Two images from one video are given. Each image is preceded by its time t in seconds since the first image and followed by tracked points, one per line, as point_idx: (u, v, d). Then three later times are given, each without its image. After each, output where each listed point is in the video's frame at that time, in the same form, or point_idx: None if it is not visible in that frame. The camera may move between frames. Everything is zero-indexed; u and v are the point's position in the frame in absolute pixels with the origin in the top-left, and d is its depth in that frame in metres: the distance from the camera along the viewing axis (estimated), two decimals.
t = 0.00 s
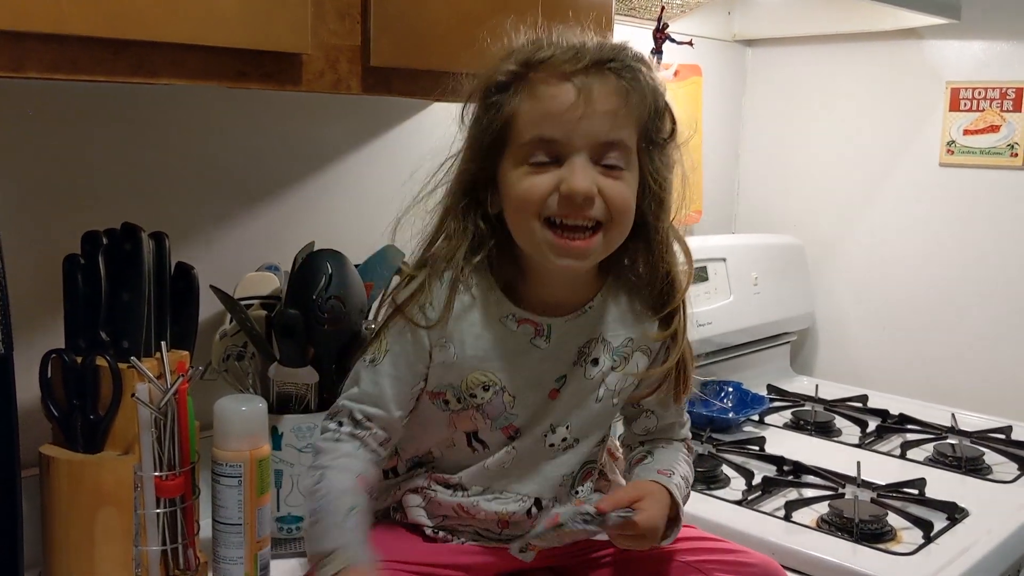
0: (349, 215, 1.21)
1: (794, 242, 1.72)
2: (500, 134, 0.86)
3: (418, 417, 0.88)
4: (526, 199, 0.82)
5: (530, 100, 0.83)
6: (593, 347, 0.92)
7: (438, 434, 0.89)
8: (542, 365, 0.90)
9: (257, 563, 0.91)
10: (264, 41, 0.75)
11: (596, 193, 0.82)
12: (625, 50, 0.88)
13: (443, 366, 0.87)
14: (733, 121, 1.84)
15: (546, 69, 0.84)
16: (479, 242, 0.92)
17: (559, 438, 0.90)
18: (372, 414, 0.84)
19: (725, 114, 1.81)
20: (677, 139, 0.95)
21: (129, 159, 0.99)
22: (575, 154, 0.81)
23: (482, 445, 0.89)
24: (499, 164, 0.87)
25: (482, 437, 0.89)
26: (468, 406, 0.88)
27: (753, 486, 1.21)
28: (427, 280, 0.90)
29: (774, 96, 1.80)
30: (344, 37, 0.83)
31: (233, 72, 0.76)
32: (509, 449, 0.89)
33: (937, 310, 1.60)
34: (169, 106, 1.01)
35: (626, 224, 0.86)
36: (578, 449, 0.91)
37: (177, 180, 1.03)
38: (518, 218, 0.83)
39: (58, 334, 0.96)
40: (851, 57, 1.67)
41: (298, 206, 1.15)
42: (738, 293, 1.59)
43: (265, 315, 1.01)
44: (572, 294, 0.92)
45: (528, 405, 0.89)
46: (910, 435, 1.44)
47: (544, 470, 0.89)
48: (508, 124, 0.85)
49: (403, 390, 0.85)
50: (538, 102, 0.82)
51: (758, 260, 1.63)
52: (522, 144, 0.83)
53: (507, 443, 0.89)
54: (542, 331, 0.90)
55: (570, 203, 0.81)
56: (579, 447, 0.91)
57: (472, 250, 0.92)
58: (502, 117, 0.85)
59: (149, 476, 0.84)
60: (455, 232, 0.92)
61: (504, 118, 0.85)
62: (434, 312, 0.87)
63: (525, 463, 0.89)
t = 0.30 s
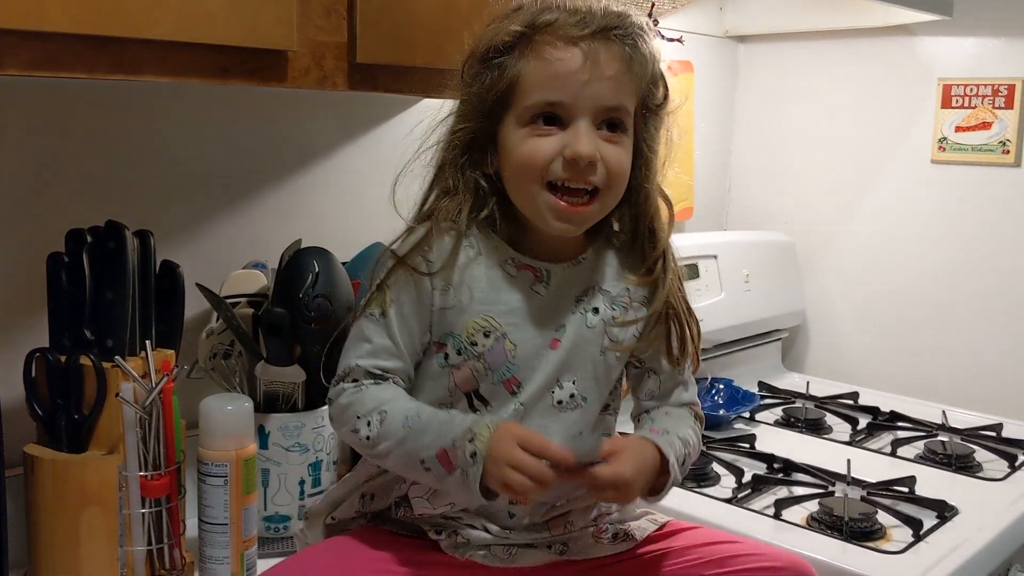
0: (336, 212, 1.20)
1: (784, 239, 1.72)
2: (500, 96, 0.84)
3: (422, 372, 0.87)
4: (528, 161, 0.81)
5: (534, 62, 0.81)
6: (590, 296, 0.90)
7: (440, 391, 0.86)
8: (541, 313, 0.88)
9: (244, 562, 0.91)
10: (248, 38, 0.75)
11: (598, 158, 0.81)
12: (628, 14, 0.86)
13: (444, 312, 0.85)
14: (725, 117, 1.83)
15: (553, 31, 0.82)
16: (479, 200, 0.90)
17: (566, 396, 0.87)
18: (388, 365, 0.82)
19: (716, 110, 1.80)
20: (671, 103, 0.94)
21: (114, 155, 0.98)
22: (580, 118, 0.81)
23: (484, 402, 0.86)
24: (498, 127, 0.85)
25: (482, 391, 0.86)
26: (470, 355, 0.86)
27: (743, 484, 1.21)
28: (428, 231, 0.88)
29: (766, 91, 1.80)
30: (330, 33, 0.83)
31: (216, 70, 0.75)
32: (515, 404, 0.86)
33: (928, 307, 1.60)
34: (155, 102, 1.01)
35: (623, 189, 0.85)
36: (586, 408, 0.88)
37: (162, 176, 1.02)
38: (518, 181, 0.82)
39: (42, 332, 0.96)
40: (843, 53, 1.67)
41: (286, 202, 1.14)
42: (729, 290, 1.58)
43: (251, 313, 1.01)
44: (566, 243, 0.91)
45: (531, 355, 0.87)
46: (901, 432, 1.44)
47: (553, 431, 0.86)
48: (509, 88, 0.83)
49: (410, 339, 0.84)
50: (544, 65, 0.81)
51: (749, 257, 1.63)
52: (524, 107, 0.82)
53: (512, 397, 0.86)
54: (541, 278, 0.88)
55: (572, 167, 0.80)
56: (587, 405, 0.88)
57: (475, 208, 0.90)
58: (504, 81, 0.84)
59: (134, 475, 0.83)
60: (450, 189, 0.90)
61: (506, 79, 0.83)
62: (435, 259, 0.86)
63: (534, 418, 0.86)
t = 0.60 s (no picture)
0: (332, 214, 1.20)
1: (782, 240, 1.72)
2: (495, 100, 0.85)
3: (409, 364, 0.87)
4: (519, 163, 0.82)
5: (523, 69, 0.83)
6: (568, 288, 0.92)
7: (427, 381, 0.87)
8: (522, 302, 0.89)
9: (239, 564, 0.91)
10: (242, 41, 0.75)
11: (585, 162, 0.82)
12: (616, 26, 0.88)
13: (428, 304, 0.87)
14: (722, 118, 1.83)
15: (545, 41, 0.83)
16: (467, 195, 0.91)
17: (547, 383, 0.89)
18: (377, 358, 0.84)
19: (713, 112, 1.80)
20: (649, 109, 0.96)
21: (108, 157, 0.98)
22: (569, 125, 0.82)
23: (467, 390, 0.87)
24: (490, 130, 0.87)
25: (465, 378, 0.87)
26: (453, 342, 0.86)
27: (740, 486, 1.20)
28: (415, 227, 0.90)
29: (764, 94, 1.80)
30: (325, 35, 0.83)
31: (211, 72, 0.75)
32: (497, 391, 0.87)
33: (926, 308, 1.60)
34: (150, 104, 1.00)
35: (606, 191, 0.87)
36: (566, 397, 0.90)
37: (157, 178, 1.02)
38: (508, 180, 0.84)
39: (37, 334, 0.96)
40: (841, 54, 1.67)
41: (282, 204, 1.14)
42: (727, 292, 1.58)
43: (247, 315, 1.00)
44: (547, 239, 0.92)
45: (512, 343, 0.88)
46: (898, 434, 1.44)
47: (535, 418, 0.88)
48: (501, 92, 0.84)
49: (398, 333, 0.86)
50: (536, 73, 0.82)
51: (747, 259, 1.63)
52: (516, 112, 0.83)
53: (494, 384, 0.87)
54: (520, 268, 0.90)
55: (562, 171, 0.82)
56: (567, 394, 0.90)
57: (464, 203, 0.91)
58: (495, 84, 0.85)
59: (130, 478, 0.85)
60: (444, 187, 0.91)
61: (500, 86, 0.84)
62: (422, 254, 0.88)
63: (516, 405, 0.87)
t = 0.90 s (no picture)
0: (327, 220, 1.20)
1: (777, 244, 1.72)
2: (469, 122, 0.86)
3: (397, 363, 0.89)
4: (488, 195, 0.84)
5: (495, 104, 0.83)
6: (555, 283, 0.94)
7: (415, 380, 0.88)
8: (509, 296, 0.91)
9: (233, 569, 0.91)
10: (235, 48, 0.75)
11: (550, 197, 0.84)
12: (589, 51, 0.87)
13: (415, 302, 0.88)
14: (718, 121, 1.84)
15: (516, 75, 0.83)
16: (446, 202, 0.93)
17: (536, 376, 0.90)
18: (365, 359, 0.86)
19: (709, 115, 1.81)
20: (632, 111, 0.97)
21: (101, 162, 0.98)
22: (535, 162, 0.83)
23: (456, 384, 0.88)
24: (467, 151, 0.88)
25: (454, 372, 0.88)
26: (442, 338, 0.88)
27: (735, 490, 1.20)
28: (403, 230, 0.92)
29: (761, 97, 1.80)
30: (318, 42, 0.83)
31: (203, 78, 0.75)
32: (487, 384, 0.88)
33: (921, 312, 1.60)
34: (143, 109, 1.00)
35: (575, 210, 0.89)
36: (554, 390, 0.91)
37: (151, 184, 1.02)
38: (480, 205, 0.86)
39: (32, 340, 0.96)
40: (836, 58, 1.67)
41: (276, 209, 1.14)
42: (723, 295, 1.58)
43: (241, 321, 1.00)
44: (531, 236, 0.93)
45: (500, 336, 0.89)
46: (894, 437, 1.44)
47: (525, 411, 0.89)
48: (476, 118, 0.85)
49: (386, 331, 0.88)
50: (503, 112, 0.82)
51: (742, 262, 1.63)
52: (487, 144, 0.84)
53: (483, 377, 0.88)
54: (505, 265, 0.92)
55: (528, 206, 0.83)
56: (556, 387, 0.91)
57: (445, 213, 0.93)
58: (472, 110, 0.85)
59: (123, 484, 0.84)
60: (422, 194, 0.94)
61: (472, 113, 0.85)
62: (408, 255, 0.90)
63: (506, 398, 0.89)
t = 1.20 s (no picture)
0: (325, 216, 1.19)
1: (777, 242, 1.71)
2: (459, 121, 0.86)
3: (395, 363, 0.88)
4: (483, 191, 0.84)
5: (487, 100, 0.83)
6: (548, 276, 0.93)
7: (414, 379, 0.88)
8: (502, 289, 0.90)
9: (231, 566, 0.91)
10: (232, 40, 0.74)
11: (545, 189, 0.84)
12: (579, 43, 0.87)
13: (409, 301, 0.88)
14: (718, 119, 1.83)
15: (507, 72, 0.83)
16: (436, 202, 0.93)
17: (534, 368, 0.90)
18: (364, 362, 0.85)
19: (709, 113, 1.80)
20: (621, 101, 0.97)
21: (98, 158, 0.98)
22: (528, 156, 0.83)
23: (455, 381, 0.87)
24: (458, 145, 0.88)
25: (451, 368, 0.87)
26: (436, 334, 0.87)
27: (735, 488, 1.20)
28: (394, 229, 0.91)
29: (761, 95, 1.79)
30: (315, 34, 0.82)
31: (200, 70, 0.75)
32: (484, 379, 0.88)
33: (922, 309, 1.60)
34: (140, 104, 1.00)
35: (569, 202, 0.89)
36: (552, 382, 0.91)
37: (148, 179, 1.02)
38: (474, 202, 0.86)
39: (28, 335, 0.95)
40: (837, 55, 1.66)
41: (273, 205, 1.13)
42: (722, 293, 1.58)
43: (239, 316, 0.99)
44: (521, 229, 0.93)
45: (494, 329, 0.89)
46: (894, 435, 1.44)
47: (523, 404, 0.89)
48: (468, 114, 0.85)
49: (383, 332, 0.87)
50: (493, 108, 0.82)
51: (741, 260, 1.62)
52: (479, 140, 0.84)
53: (480, 373, 0.88)
54: (497, 259, 0.91)
55: (523, 200, 0.83)
56: (553, 379, 0.91)
57: (435, 209, 0.93)
58: (462, 109, 0.85)
59: (120, 480, 0.84)
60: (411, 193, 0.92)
61: (463, 107, 0.85)
62: (399, 253, 0.89)
63: (504, 391, 0.88)
